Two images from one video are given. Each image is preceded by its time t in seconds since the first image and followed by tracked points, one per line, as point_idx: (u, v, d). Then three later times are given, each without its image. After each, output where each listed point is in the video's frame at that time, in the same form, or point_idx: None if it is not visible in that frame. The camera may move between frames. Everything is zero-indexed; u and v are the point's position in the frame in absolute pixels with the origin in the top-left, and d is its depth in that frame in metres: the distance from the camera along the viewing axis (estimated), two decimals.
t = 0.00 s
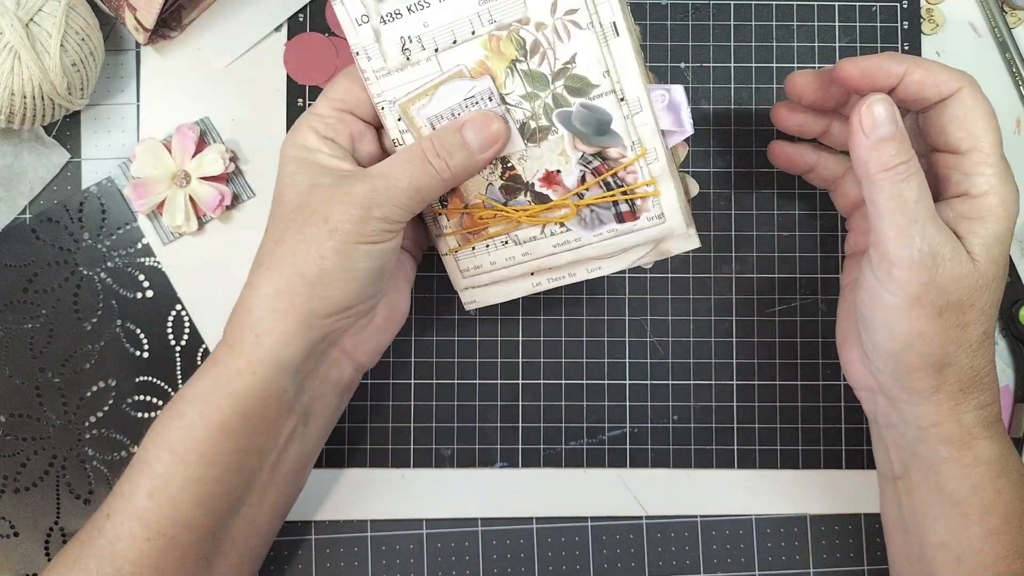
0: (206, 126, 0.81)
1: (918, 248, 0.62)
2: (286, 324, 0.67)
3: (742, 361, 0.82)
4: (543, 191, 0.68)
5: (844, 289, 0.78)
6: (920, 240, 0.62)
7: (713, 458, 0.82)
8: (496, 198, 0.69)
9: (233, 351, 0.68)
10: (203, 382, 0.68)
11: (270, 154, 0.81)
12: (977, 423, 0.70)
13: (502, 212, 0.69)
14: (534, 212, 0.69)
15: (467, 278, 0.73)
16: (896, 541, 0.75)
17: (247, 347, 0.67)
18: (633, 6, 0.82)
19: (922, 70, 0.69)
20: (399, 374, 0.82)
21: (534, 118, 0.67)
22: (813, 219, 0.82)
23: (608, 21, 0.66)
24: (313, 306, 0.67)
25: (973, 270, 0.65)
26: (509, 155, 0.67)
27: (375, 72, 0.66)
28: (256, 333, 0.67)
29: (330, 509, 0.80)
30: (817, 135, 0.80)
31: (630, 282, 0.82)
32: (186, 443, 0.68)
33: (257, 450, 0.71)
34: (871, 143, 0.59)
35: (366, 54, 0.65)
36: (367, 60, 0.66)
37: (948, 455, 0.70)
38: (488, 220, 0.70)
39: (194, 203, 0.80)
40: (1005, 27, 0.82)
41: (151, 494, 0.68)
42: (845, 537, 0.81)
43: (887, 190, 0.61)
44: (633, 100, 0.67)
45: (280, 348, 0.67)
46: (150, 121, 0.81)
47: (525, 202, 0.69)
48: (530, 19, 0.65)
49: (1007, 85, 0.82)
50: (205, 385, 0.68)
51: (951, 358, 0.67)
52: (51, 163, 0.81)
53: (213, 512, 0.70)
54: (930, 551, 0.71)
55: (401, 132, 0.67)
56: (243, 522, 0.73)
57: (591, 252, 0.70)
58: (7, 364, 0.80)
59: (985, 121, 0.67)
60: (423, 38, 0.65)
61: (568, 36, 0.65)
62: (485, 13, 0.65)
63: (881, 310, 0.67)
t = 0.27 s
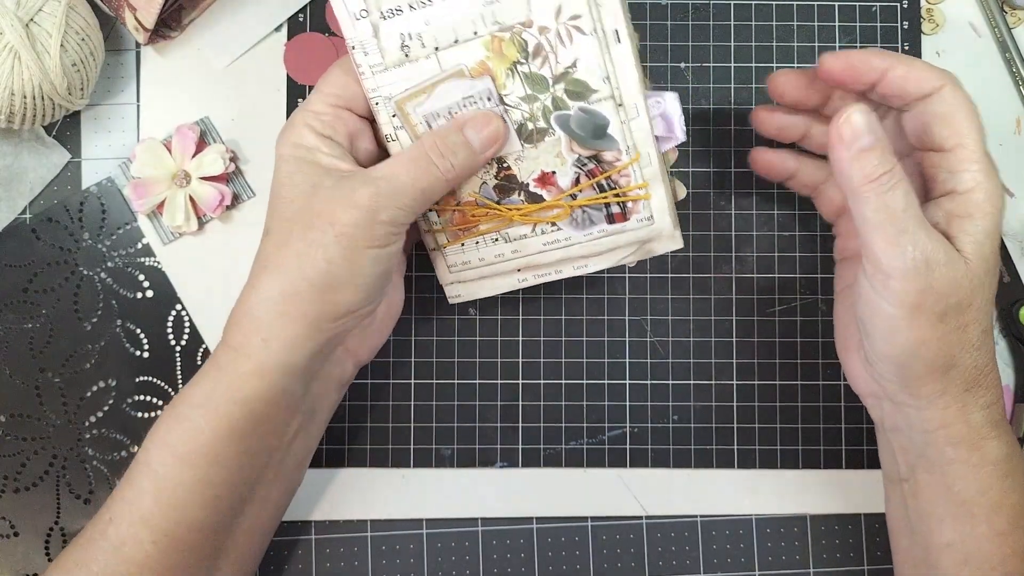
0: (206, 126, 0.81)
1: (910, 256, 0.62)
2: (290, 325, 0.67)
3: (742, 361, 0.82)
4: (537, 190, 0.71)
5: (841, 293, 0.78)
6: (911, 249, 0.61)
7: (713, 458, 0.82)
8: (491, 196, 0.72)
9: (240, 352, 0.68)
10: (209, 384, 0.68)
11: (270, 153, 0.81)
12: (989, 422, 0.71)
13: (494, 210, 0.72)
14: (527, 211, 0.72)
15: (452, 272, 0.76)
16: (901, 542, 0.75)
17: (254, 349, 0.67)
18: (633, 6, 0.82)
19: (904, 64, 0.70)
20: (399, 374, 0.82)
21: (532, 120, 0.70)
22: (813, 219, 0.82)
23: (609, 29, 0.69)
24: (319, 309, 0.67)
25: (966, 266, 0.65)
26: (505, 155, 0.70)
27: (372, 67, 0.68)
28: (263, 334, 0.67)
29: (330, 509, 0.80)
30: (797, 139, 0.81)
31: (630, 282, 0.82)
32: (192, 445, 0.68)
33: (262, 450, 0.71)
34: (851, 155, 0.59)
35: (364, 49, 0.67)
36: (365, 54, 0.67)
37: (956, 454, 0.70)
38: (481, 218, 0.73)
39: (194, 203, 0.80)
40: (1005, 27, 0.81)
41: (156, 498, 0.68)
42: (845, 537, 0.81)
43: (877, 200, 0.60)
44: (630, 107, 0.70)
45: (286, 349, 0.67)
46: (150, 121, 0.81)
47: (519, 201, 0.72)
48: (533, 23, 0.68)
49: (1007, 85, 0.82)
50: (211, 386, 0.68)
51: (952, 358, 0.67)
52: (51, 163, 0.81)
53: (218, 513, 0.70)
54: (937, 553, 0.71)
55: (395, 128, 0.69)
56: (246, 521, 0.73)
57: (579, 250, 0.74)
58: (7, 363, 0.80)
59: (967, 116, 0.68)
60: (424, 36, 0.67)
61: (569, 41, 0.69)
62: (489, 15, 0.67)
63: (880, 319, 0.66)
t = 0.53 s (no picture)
0: (206, 126, 0.81)
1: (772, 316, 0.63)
2: (311, 344, 0.66)
3: (742, 361, 0.82)
4: (571, 219, 0.67)
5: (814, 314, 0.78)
6: (773, 307, 0.62)
7: (713, 458, 0.82)
8: (523, 218, 0.68)
9: (268, 373, 0.67)
10: (234, 404, 0.67)
11: (270, 153, 0.82)
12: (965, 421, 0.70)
13: (526, 233, 0.69)
14: (558, 235, 0.68)
15: (473, 285, 0.74)
16: (883, 544, 0.74)
17: (281, 368, 0.66)
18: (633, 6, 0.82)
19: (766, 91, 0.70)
20: (399, 374, 0.82)
21: (576, 152, 0.65)
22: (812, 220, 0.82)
23: (667, 75, 0.63)
24: (346, 330, 0.66)
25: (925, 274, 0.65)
26: (544, 184, 0.66)
27: (421, 86, 0.63)
28: (292, 354, 0.66)
29: (330, 509, 0.80)
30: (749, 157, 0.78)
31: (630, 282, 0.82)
32: (217, 463, 0.67)
33: (284, 463, 0.71)
34: (679, 257, 0.63)
35: (415, 67, 0.62)
36: (417, 74, 0.62)
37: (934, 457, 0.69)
38: (511, 239, 0.70)
39: (194, 203, 0.80)
40: (1006, 27, 0.81)
41: (178, 513, 0.68)
42: (845, 537, 0.81)
43: (717, 283, 0.64)
44: (674, 149, 0.65)
45: (314, 371, 0.67)
46: (150, 121, 0.81)
47: (551, 225, 0.68)
48: (594, 63, 0.62)
49: (1007, 85, 0.82)
50: (235, 405, 0.67)
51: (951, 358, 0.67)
52: (50, 163, 0.81)
53: (239, 523, 0.70)
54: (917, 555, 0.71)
55: (435, 147, 0.66)
56: (263, 528, 0.74)
57: (603, 274, 0.71)
58: (7, 363, 0.80)
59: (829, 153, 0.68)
60: (481, 63, 0.61)
61: (627, 84, 0.63)
62: (550, 50, 0.61)
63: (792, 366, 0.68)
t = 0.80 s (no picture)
0: (206, 126, 0.81)
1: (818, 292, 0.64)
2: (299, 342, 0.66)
3: (742, 361, 0.82)
4: (630, 187, 0.66)
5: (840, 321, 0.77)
6: (821, 279, 0.63)
7: (713, 459, 0.82)
8: (581, 194, 0.67)
9: (250, 368, 0.67)
10: (217, 399, 0.68)
11: (270, 153, 0.82)
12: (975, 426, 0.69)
13: (586, 209, 0.67)
14: (618, 208, 0.67)
15: (536, 281, 0.70)
16: (897, 539, 0.75)
17: (263, 364, 0.67)
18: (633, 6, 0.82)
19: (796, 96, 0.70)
20: (399, 375, 0.82)
21: (628, 114, 0.65)
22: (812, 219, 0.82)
23: (709, 22, 0.65)
24: (333, 330, 0.66)
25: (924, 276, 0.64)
26: (600, 152, 0.66)
27: (468, 63, 0.63)
28: (274, 350, 0.66)
29: (330, 509, 0.80)
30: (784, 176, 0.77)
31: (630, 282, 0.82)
32: (201, 458, 0.68)
33: (270, 459, 0.71)
34: (736, 217, 0.63)
35: (461, 44, 0.63)
36: (463, 51, 0.63)
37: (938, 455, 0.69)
38: (571, 218, 0.68)
39: (194, 203, 0.80)
40: (1005, 27, 0.81)
41: (168, 509, 0.68)
42: (845, 537, 0.81)
43: (770, 249, 0.64)
44: (724, 98, 0.66)
45: (298, 367, 0.67)
46: (150, 121, 0.81)
47: (611, 198, 0.67)
48: (637, 16, 0.64)
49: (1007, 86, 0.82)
50: (219, 400, 0.68)
51: (951, 358, 0.67)
52: (50, 163, 0.81)
53: (227, 518, 0.71)
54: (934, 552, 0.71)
55: (487, 128, 0.65)
56: (253, 525, 0.74)
57: (668, 249, 0.69)
58: (7, 364, 0.80)
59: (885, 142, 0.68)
60: (526, 31, 0.63)
61: (670, 35, 0.64)
62: (592, 8, 0.63)
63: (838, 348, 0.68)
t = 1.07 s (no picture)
0: (206, 126, 0.81)
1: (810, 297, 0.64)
2: (306, 342, 0.66)
3: (742, 361, 0.82)
4: (623, 195, 0.67)
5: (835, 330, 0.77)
6: (811, 283, 0.63)
7: (713, 459, 0.82)
8: (575, 203, 0.68)
9: (257, 369, 0.67)
10: (224, 400, 0.67)
11: (270, 153, 0.82)
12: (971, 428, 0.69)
13: (579, 217, 0.68)
14: (612, 216, 0.68)
15: (533, 287, 0.71)
16: (895, 542, 0.75)
17: (270, 365, 0.66)
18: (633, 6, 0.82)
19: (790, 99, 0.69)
20: (399, 374, 0.82)
21: (619, 126, 0.65)
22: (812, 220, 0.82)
23: (698, 31, 0.64)
24: (340, 329, 0.66)
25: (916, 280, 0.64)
26: (591, 162, 0.66)
27: (458, 81, 0.64)
28: (281, 351, 0.66)
29: (330, 509, 0.80)
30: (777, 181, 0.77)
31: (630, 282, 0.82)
32: (208, 460, 0.67)
33: (274, 460, 0.71)
34: (730, 221, 0.64)
35: (449, 63, 0.63)
36: (452, 70, 0.64)
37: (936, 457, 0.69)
38: (565, 226, 0.68)
39: (194, 203, 0.80)
40: (1005, 27, 0.81)
41: (173, 511, 0.67)
42: (845, 537, 0.81)
43: (764, 253, 0.64)
44: (715, 104, 0.65)
45: (304, 367, 0.66)
46: (150, 121, 0.81)
47: (604, 206, 0.67)
48: (625, 29, 0.63)
49: (1007, 86, 0.82)
50: (225, 401, 0.67)
51: (950, 358, 0.67)
52: (51, 163, 0.81)
53: (232, 520, 0.70)
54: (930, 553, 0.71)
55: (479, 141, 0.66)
56: (256, 526, 0.73)
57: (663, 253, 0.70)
58: (7, 364, 0.80)
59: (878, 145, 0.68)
60: (513, 47, 0.63)
61: (659, 45, 0.64)
62: (579, 22, 0.63)
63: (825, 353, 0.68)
